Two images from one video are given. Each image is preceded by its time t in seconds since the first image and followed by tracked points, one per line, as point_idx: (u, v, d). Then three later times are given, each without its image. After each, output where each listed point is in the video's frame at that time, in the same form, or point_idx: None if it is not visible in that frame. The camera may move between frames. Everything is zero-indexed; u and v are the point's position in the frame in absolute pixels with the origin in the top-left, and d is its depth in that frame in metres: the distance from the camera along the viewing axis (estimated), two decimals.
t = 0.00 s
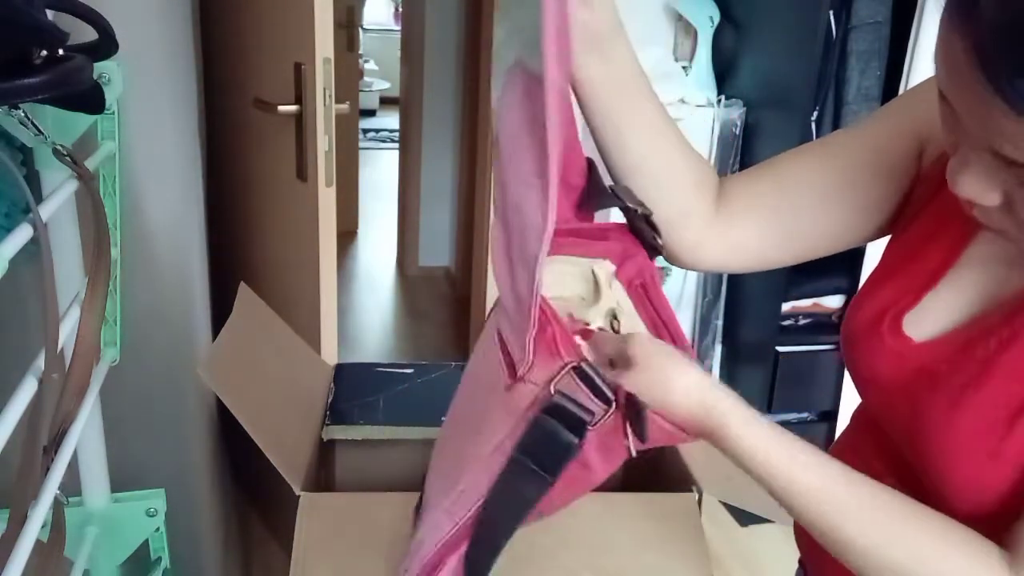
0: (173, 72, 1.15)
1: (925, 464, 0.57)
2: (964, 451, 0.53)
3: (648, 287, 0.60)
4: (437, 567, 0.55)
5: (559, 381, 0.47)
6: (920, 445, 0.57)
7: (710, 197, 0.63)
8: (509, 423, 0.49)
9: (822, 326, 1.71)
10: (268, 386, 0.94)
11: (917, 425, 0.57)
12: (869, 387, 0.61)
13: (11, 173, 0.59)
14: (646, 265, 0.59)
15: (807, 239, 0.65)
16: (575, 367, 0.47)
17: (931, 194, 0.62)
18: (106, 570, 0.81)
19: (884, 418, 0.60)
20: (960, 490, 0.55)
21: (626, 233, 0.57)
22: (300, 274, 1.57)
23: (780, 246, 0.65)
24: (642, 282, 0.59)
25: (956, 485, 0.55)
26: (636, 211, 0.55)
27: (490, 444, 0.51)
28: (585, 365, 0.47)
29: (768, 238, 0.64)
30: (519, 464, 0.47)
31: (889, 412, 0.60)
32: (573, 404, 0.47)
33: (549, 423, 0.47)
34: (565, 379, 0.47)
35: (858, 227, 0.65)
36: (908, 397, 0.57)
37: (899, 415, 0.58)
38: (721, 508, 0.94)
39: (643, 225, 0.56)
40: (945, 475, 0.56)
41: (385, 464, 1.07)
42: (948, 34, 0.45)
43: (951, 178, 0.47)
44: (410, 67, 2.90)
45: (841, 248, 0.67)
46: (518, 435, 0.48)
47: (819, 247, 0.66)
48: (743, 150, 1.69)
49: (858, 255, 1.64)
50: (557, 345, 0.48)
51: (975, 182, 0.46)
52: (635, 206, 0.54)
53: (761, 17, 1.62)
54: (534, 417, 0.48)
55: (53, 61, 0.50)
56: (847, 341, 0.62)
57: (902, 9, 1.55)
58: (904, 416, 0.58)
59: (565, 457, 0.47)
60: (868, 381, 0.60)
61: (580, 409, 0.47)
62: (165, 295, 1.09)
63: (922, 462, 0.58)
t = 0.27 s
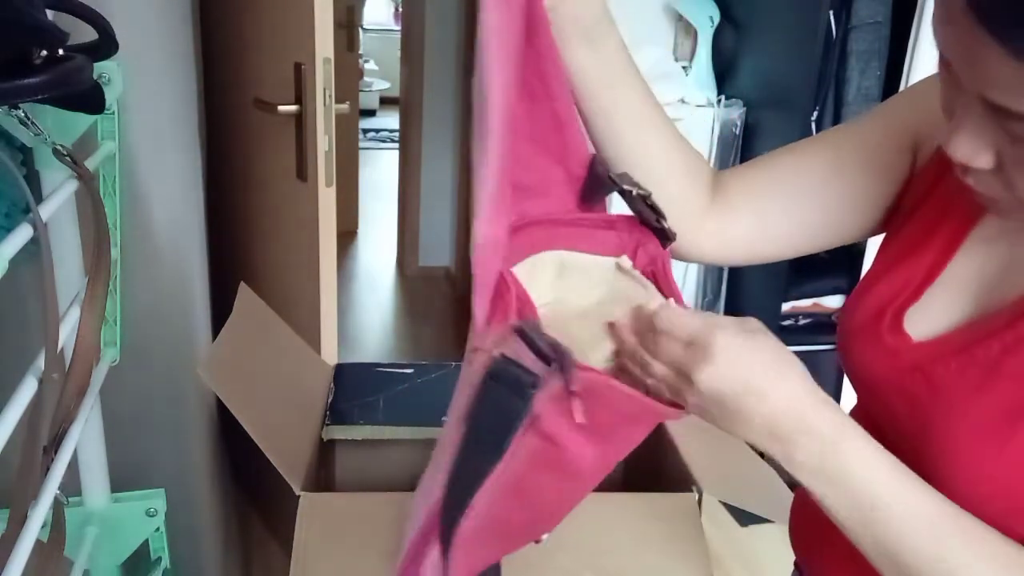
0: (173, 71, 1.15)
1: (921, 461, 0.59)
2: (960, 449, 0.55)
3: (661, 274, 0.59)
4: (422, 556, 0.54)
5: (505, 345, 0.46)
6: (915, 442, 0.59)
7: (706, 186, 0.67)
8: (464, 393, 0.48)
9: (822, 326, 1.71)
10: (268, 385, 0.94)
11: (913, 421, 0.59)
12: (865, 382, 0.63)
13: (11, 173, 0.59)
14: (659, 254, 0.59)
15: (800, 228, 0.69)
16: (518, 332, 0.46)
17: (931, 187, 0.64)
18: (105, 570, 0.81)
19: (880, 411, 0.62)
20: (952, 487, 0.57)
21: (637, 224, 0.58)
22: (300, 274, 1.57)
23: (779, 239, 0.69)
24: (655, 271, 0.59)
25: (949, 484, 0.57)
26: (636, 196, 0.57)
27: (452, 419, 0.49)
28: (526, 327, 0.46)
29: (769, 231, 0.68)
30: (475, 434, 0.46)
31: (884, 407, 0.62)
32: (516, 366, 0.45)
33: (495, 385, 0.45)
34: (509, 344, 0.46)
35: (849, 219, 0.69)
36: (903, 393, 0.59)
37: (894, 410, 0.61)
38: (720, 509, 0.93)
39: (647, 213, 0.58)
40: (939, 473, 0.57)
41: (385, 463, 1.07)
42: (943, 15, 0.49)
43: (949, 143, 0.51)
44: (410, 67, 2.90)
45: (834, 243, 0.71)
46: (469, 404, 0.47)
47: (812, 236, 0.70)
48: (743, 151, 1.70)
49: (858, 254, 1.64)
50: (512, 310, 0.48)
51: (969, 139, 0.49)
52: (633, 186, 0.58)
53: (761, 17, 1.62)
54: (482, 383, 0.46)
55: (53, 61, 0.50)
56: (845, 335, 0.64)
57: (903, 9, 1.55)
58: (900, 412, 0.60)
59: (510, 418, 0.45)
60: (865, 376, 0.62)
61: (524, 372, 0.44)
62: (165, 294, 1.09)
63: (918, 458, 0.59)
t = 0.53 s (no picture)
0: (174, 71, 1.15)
1: (922, 458, 0.60)
2: (962, 448, 0.56)
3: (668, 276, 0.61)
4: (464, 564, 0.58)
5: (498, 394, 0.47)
6: (917, 438, 0.60)
7: (705, 178, 0.68)
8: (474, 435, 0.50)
9: (821, 326, 1.72)
10: (268, 384, 0.95)
11: (915, 418, 0.60)
12: (869, 379, 0.64)
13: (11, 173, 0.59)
14: (667, 255, 0.61)
15: (801, 222, 0.69)
16: (506, 380, 0.46)
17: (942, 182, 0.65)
18: (105, 570, 0.81)
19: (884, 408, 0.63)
20: (953, 485, 0.58)
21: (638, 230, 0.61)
22: (301, 274, 1.57)
23: (770, 229, 0.69)
24: (663, 271, 0.61)
25: (950, 481, 0.58)
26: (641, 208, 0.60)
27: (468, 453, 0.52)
28: (512, 376, 0.46)
29: (763, 221, 0.69)
30: (487, 475, 0.48)
31: (886, 403, 0.63)
32: (510, 416, 0.46)
33: (497, 435, 0.47)
34: (502, 395, 0.46)
35: (850, 215, 0.70)
36: (906, 391, 0.60)
37: (897, 408, 0.61)
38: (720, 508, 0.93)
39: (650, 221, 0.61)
40: (940, 471, 0.58)
41: (386, 462, 1.07)
42: None
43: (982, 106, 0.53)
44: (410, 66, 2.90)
45: (834, 240, 0.72)
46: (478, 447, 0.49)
47: (813, 233, 0.70)
48: (743, 151, 1.70)
49: (858, 253, 1.65)
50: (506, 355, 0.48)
51: (1005, 96, 0.51)
52: (632, 201, 0.60)
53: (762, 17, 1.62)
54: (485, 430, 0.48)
55: (53, 61, 0.50)
56: (851, 333, 0.65)
57: (903, 9, 1.55)
58: (902, 409, 0.61)
59: (511, 464, 0.47)
60: (870, 373, 0.63)
61: (518, 422, 0.46)
62: (164, 294, 1.09)
63: (919, 455, 0.60)
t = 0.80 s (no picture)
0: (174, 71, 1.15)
1: (930, 461, 0.60)
2: (971, 452, 0.56)
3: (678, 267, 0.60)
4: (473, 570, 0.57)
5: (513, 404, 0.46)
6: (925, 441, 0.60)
7: (713, 172, 0.68)
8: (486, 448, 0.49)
9: (822, 327, 1.72)
10: (267, 384, 0.95)
11: (924, 421, 0.60)
12: (878, 381, 0.64)
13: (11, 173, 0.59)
14: (678, 244, 0.60)
15: (808, 218, 0.69)
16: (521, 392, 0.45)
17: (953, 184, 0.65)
18: (105, 570, 0.81)
19: (892, 411, 0.63)
20: (961, 489, 0.58)
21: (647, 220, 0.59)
22: (300, 274, 1.57)
23: (782, 223, 0.69)
24: (674, 261, 0.60)
25: (957, 485, 0.58)
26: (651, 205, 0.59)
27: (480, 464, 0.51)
28: (527, 388, 0.45)
29: (772, 216, 0.69)
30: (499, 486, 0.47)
31: (895, 406, 0.62)
32: (525, 427, 0.45)
33: (511, 445, 0.46)
34: (517, 406, 0.46)
35: (858, 212, 0.70)
36: (915, 394, 0.60)
37: (904, 410, 0.61)
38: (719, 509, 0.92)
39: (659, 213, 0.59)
40: (948, 474, 0.58)
41: (387, 463, 1.08)
42: None
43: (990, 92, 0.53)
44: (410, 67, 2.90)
45: (841, 237, 0.72)
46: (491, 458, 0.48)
47: (821, 230, 0.70)
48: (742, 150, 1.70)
49: (858, 254, 1.65)
50: (520, 363, 0.48)
51: (1012, 83, 0.51)
52: (645, 195, 0.59)
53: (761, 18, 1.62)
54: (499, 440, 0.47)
55: (53, 61, 0.50)
56: (860, 336, 0.65)
57: (903, 9, 1.55)
58: (910, 411, 0.61)
59: (524, 475, 0.46)
60: (879, 376, 0.63)
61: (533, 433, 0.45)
62: (165, 294, 1.09)
63: (928, 458, 0.61)
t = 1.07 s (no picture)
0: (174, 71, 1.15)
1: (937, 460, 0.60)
2: (979, 451, 0.56)
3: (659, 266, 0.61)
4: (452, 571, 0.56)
5: (535, 395, 0.46)
6: (931, 440, 0.60)
7: (719, 169, 0.68)
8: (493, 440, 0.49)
9: (821, 326, 1.71)
10: (268, 384, 0.95)
11: (931, 420, 0.60)
12: (884, 380, 0.64)
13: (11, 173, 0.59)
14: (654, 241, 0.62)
15: (813, 217, 0.69)
16: (545, 381, 0.47)
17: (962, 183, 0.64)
18: (105, 570, 0.81)
19: (898, 409, 0.63)
20: (967, 488, 0.58)
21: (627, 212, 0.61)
22: (300, 274, 1.57)
23: (787, 220, 0.69)
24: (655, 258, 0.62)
25: (963, 484, 0.58)
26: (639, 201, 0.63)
27: (482, 459, 0.50)
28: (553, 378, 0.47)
29: (777, 212, 0.69)
30: (506, 480, 0.47)
31: (901, 404, 0.62)
32: (549, 418, 0.46)
33: (530, 439, 0.46)
34: (540, 395, 0.47)
35: (864, 209, 0.70)
36: (923, 393, 0.60)
37: (911, 409, 0.61)
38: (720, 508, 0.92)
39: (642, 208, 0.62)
40: (955, 474, 0.58)
41: (387, 463, 1.07)
42: None
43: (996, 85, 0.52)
44: (410, 67, 2.90)
45: (847, 234, 0.72)
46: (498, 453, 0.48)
47: (825, 227, 0.71)
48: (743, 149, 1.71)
49: (858, 253, 1.64)
50: (538, 355, 0.48)
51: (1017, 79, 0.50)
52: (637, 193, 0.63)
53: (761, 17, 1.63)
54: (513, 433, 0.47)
55: (53, 61, 0.50)
56: (866, 333, 0.65)
57: (903, 9, 1.55)
58: (917, 411, 0.61)
59: (540, 468, 0.47)
60: (885, 374, 0.63)
61: (553, 423, 0.46)
62: (165, 294, 1.09)
63: (934, 457, 0.61)
